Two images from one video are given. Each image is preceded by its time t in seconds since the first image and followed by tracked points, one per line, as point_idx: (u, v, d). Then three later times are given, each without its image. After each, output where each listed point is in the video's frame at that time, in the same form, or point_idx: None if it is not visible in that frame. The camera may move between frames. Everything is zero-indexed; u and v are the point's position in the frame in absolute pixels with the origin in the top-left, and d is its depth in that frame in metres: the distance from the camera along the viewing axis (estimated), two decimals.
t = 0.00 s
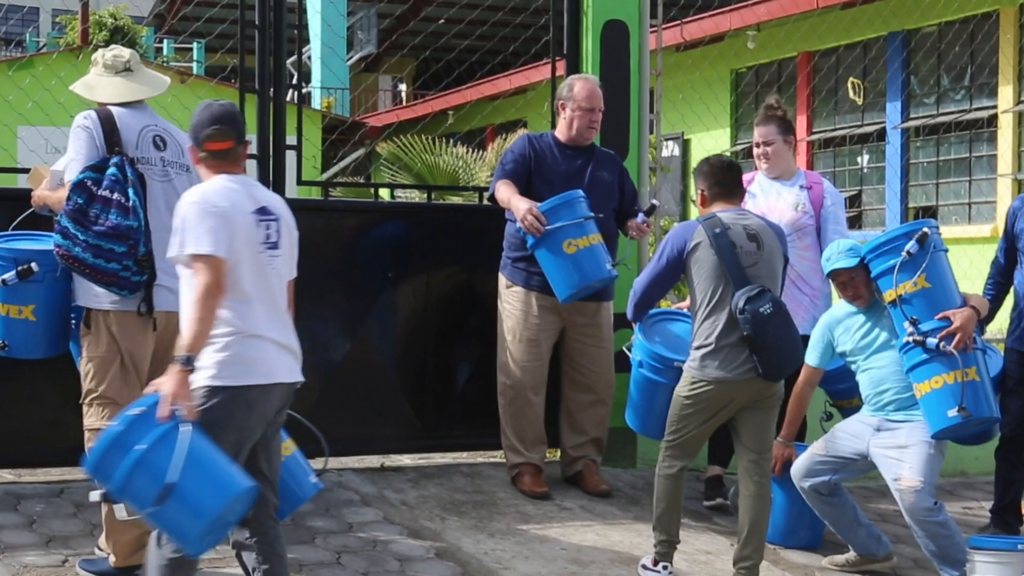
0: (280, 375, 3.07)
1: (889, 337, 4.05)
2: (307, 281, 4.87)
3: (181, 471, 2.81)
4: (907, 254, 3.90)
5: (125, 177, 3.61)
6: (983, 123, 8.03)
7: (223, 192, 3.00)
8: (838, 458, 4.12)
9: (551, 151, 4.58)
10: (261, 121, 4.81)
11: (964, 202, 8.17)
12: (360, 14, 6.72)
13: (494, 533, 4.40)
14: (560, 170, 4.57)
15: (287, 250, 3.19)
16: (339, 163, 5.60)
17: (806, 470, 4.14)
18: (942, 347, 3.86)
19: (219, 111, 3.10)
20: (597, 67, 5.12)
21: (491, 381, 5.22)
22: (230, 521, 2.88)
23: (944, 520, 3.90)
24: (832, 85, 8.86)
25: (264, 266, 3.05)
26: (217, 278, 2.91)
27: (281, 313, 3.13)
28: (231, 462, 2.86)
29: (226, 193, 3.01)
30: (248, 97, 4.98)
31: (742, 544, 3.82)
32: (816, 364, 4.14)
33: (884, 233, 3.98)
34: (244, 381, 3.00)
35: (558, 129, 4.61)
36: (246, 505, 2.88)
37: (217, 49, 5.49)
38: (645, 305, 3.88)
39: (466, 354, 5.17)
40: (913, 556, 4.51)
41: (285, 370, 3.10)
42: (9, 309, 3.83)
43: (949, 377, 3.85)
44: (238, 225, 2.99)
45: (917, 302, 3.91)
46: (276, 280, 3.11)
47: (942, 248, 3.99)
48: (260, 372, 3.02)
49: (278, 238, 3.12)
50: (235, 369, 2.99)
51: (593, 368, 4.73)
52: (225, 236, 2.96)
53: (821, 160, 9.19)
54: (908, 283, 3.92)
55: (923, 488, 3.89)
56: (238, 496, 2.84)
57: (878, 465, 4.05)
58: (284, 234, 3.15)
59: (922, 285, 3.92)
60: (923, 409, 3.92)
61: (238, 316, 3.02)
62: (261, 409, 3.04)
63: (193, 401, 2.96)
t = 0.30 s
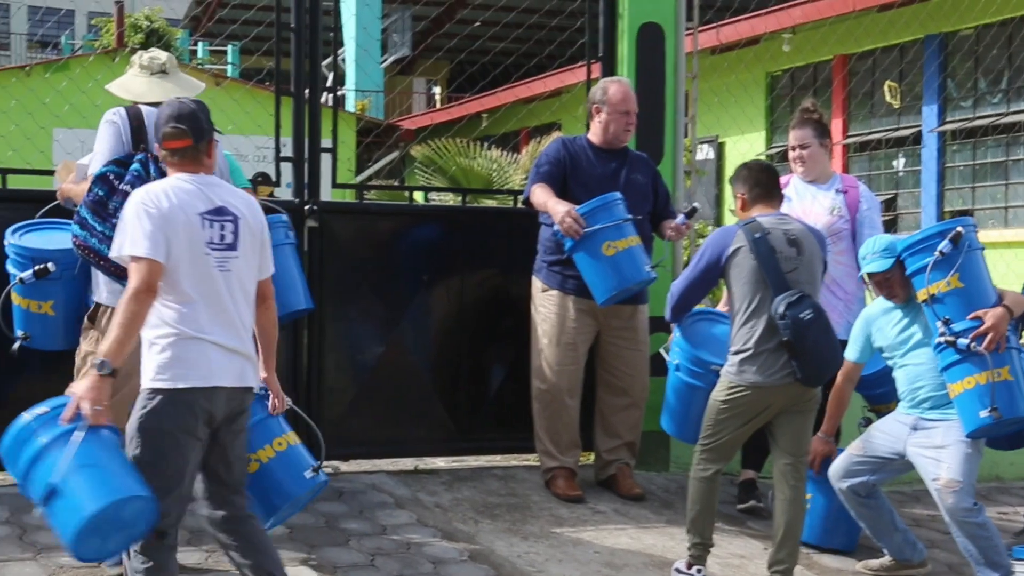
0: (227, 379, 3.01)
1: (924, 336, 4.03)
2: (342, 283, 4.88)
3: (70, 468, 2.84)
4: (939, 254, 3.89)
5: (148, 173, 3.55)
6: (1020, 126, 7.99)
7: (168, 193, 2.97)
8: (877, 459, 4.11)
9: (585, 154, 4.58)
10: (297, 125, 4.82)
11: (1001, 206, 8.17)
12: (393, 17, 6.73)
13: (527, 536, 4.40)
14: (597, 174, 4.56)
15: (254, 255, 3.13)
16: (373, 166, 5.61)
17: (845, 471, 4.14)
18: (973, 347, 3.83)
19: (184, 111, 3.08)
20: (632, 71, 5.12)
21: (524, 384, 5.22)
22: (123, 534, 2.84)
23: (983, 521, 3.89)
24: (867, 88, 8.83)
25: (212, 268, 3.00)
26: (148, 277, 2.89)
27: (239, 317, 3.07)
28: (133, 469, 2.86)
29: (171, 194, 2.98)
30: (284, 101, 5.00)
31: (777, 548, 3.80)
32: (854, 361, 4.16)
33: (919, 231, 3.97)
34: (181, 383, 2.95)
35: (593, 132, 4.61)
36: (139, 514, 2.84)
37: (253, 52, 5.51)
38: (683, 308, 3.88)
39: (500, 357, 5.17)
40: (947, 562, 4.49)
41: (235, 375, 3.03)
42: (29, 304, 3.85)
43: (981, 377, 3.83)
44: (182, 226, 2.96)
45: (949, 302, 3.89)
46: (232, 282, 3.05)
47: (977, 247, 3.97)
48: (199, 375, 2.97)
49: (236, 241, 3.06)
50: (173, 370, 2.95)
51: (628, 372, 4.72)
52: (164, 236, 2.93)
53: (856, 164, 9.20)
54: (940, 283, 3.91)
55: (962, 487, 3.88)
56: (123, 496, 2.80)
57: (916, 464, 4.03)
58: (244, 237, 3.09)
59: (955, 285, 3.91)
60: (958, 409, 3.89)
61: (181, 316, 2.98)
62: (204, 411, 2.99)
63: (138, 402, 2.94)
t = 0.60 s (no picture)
0: (206, 374, 3.01)
1: (960, 336, 4.02)
2: (379, 285, 4.89)
3: (5, 455, 3.04)
4: (971, 254, 3.87)
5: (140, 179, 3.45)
6: None
7: (137, 191, 2.96)
8: (918, 459, 4.09)
9: (623, 156, 4.56)
10: (333, 127, 4.86)
11: None
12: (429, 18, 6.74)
13: (564, 537, 4.39)
14: (636, 176, 4.56)
15: (234, 250, 3.11)
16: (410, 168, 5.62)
17: (887, 472, 4.12)
18: (1006, 348, 3.80)
19: (158, 106, 3.06)
20: (670, 72, 5.12)
21: (562, 385, 5.22)
22: (48, 526, 3.09)
23: None
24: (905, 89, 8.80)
25: (185, 265, 2.99)
26: (107, 276, 2.90)
27: (215, 313, 3.06)
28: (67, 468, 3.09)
29: (141, 191, 2.97)
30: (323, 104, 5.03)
31: (816, 551, 3.80)
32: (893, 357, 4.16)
33: (954, 230, 3.95)
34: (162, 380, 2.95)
35: (630, 133, 4.61)
36: (66, 511, 3.08)
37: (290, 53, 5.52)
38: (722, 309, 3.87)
39: (537, 359, 5.17)
40: (988, 566, 4.47)
41: (214, 370, 3.03)
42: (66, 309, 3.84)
43: (1015, 378, 3.80)
44: (150, 223, 2.95)
45: (982, 303, 3.88)
46: (207, 278, 3.04)
47: (1012, 244, 3.95)
48: (175, 371, 2.96)
49: (211, 236, 3.04)
50: (150, 366, 2.95)
51: (665, 373, 4.71)
52: (131, 234, 2.93)
53: (895, 165, 9.20)
54: (973, 283, 3.89)
55: (1005, 488, 3.86)
56: (57, 497, 3.05)
57: (957, 464, 4.02)
58: (221, 232, 3.07)
59: (989, 284, 3.89)
60: (997, 409, 3.86)
61: (157, 314, 2.98)
62: (188, 406, 2.99)
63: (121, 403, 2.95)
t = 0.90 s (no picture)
0: (192, 375, 2.99)
1: (1006, 335, 4.00)
2: (428, 290, 4.89)
3: None
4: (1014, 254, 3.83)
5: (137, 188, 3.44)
6: None
7: (132, 192, 2.96)
8: (972, 462, 4.04)
9: (674, 161, 4.56)
10: (384, 133, 4.85)
11: None
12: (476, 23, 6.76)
13: (613, 542, 4.38)
14: (687, 181, 4.55)
15: (232, 254, 3.09)
16: (458, 171, 5.62)
17: (942, 477, 4.08)
18: None
19: (163, 108, 3.03)
20: (719, 77, 5.11)
21: (610, 390, 5.21)
22: (33, 515, 2.96)
23: None
24: (955, 94, 8.74)
25: (173, 266, 2.98)
26: (92, 274, 2.91)
27: (207, 315, 3.05)
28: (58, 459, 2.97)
29: (137, 192, 2.97)
30: (372, 109, 5.03)
31: (867, 558, 3.78)
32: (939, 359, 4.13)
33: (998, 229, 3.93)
34: (146, 380, 2.95)
35: (679, 138, 4.60)
36: (50, 502, 2.95)
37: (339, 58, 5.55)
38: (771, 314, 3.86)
39: (586, 364, 5.17)
40: None
41: (201, 371, 3.01)
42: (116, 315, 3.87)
43: None
44: (141, 222, 2.95)
45: None
46: (199, 280, 3.02)
47: None
48: (157, 370, 2.96)
49: (206, 238, 3.03)
50: (135, 363, 2.96)
51: (715, 378, 4.70)
52: (120, 231, 2.93)
53: (945, 170, 9.15)
54: (1018, 282, 3.84)
55: None
56: (43, 487, 2.92)
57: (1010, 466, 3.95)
58: (217, 235, 3.05)
59: None
60: None
61: (145, 314, 2.98)
62: (174, 405, 2.98)
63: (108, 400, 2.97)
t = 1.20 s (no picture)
0: (187, 373, 2.96)
1: None
2: (468, 297, 4.90)
3: (4, 432, 2.89)
4: None
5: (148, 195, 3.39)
6: None
7: (137, 189, 2.95)
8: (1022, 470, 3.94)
9: (716, 168, 4.56)
10: (424, 137, 4.87)
11: None
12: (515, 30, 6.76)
13: (655, 550, 4.38)
14: (729, 188, 4.54)
15: (235, 254, 3.05)
16: (497, 179, 5.62)
17: (991, 486, 3.97)
18: None
19: (174, 107, 3.04)
20: (759, 84, 5.10)
21: (650, 398, 5.21)
22: (40, 510, 2.90)
23: None
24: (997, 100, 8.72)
25: (172, 264, 2.96)
26: (94, 269, 2.89)
27: (208, 315, 3.02)
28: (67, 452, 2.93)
29: (142, 189, 2.95)
30: (413, 116, 5.04)
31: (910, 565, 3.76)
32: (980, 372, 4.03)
33: None
34: (138, 376, 2.94)
35: (722, 145, 4.60)
36: (56, 496, 2.89)
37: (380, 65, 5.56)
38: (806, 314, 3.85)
39: (626, 372, 5.16)
40: None
41: (197, 370, 2.98)
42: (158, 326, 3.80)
43: None
44: (143, 220, 2.93)
45: None
46: (200, 279, 2.99)
47: None
48: (150, 367, 2.94)
49: (209, 238, 3.00)
50: (134, 359, 2.95)
51: (756, 387, 4.69)
52: (122, 229, 2.92)
53: (987, 177, 9.12)
54: None
55: None
56: (48, 480, 2.87)
57: None
58: (221, 235, 3.02)
59: None
60: None
61: (144, 311, 2.96)
62: (168, 403, 2.96)
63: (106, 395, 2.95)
